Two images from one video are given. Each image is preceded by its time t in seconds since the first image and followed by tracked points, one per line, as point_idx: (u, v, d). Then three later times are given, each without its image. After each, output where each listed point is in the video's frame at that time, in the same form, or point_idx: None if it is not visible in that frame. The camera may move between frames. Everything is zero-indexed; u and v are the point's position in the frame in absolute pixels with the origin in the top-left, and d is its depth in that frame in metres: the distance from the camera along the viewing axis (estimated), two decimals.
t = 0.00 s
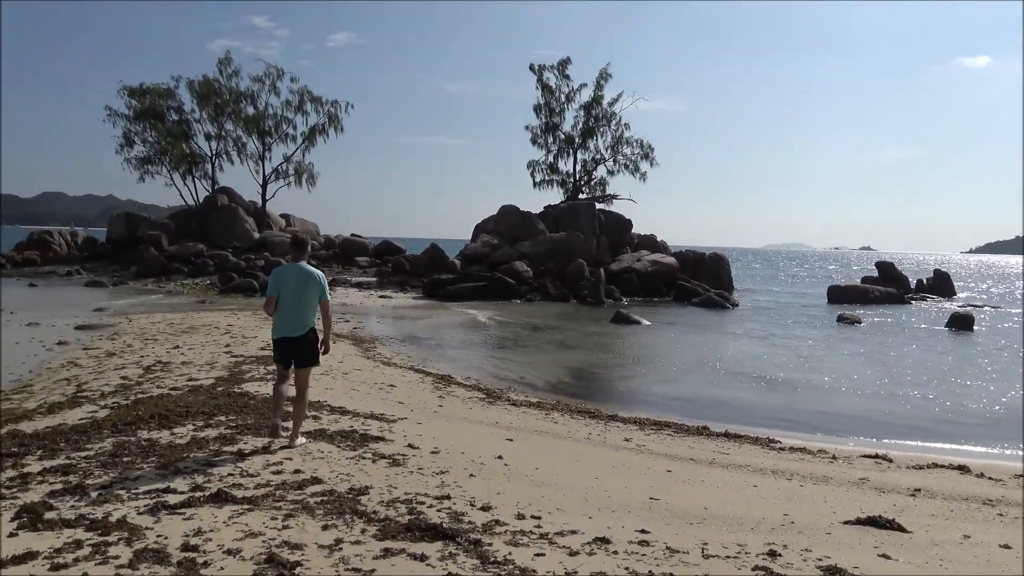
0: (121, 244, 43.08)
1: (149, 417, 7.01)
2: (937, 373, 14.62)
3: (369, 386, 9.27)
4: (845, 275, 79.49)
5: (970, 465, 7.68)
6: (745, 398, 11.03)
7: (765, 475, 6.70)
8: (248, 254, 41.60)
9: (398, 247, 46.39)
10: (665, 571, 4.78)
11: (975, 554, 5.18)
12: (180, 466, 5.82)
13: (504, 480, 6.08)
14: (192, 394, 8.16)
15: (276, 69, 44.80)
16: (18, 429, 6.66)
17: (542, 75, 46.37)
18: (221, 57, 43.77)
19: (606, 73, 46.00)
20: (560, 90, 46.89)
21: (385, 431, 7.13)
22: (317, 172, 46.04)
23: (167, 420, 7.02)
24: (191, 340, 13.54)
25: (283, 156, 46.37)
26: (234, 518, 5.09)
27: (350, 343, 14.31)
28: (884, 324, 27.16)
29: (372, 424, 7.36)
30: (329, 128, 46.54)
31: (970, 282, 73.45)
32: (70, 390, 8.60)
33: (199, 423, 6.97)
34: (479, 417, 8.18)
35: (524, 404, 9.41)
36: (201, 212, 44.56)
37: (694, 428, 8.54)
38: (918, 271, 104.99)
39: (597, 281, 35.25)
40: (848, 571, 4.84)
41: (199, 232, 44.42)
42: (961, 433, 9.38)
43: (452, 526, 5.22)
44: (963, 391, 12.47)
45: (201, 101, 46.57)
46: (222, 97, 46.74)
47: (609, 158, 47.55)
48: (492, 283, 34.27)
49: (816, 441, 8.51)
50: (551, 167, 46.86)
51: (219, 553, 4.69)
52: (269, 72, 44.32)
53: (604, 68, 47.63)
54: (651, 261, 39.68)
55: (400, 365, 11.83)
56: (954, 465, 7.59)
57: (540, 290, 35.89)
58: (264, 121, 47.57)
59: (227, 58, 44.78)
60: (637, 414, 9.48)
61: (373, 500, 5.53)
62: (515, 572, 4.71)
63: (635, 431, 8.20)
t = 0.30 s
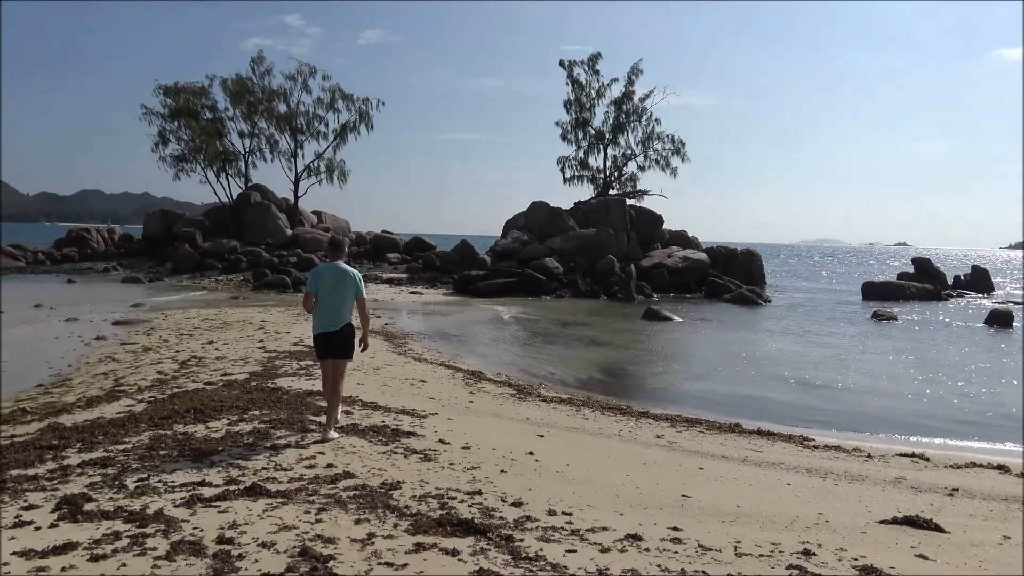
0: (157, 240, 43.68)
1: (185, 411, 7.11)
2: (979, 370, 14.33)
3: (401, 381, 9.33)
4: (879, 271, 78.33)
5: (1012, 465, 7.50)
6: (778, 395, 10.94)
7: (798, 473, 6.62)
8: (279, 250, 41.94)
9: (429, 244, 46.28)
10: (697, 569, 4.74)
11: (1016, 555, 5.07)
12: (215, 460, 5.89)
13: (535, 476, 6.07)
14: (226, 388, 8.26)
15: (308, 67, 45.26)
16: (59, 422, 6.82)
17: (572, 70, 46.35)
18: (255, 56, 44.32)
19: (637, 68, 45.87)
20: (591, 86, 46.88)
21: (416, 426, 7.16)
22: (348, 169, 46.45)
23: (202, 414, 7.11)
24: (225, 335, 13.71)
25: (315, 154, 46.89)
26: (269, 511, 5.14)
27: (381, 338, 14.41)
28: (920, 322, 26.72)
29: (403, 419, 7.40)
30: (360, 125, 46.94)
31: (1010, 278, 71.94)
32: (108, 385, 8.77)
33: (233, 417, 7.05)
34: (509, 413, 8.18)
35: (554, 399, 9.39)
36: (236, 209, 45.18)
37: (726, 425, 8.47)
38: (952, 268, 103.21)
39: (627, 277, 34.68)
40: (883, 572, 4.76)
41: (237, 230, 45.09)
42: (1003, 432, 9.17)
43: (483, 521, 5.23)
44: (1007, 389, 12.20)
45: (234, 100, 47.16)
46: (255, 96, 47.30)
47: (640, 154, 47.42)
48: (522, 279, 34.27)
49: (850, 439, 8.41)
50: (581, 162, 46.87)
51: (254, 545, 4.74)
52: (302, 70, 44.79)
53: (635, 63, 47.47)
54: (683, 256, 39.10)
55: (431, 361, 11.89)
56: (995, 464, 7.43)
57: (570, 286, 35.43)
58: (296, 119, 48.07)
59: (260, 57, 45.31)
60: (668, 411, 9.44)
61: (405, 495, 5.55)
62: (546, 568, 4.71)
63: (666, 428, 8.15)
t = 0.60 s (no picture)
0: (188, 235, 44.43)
1: (215, 403, 7.21)
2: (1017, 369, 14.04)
3: (427, 376, 9.36)
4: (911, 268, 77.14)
5: None
6: (806, 392, 10.84)
7: (827, 471, 6.54)
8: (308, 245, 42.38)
9: (455, 239, 46.62)
10: (726, 567, 4.70)
11: None
12: (244, 452, 5.96)
13: (561, 472, 6.06)
14: (256, 381, 8.36)
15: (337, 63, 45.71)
16: (93, 413, 6.97)
17: (600, 65, 46.23)
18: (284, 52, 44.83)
19: (665, 62, 45.66)
20: (618, 81, 46.74)
21: (443, 421, 7.17)
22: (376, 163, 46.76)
23: (233, 406, 7.20)
24: (254, 328, 13.87)
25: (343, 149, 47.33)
26: (298, 503, 5.19)
27: (408, 332, 14.49)
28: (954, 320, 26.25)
29: (430, 413, 7.42)
30: (388, 120, 47.25)
31: None
32: (140, 376, 8.94)
33: (262, 409, 7.12)
34: (536, 408, 8.17)
35: (581, 395, 9.37)
36: (265, 204, 45.72)
37: (754, 423, 8.40)
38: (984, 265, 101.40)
39: (654, 272, 34.54)
40: (916, 572, 4.69)
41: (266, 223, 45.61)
42: None
43: (510, 516, 5.23)
44: None
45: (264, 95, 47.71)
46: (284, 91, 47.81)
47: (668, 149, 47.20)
48: (549, 274, 34.28)
49: (880, 438, 8.32)
50: (608, 158, 46.79)
51: (284, 537, 4.79)
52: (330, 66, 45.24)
53: (663, 58, 47.25)
54: (710, 252, 38.88)
55: (458, 355, 11.94)
56: None
57: (597, 281, 35.36)
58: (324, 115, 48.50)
59: (289, 53, 45.83)
60: (695, 408, 9.39)
61: (432, 489, 5.57)
62: (574, 564, 4.69)
63: (694, 425, 8.09)
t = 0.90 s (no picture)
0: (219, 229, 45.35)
1: (245, 397, 7.30)
2: None
3: (455, 370, 9.40)
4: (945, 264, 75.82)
5: None
6: (837, 390, 10.74)
7: (858, 470, 6.47)
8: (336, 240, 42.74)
9: (483, 233, 46.75)
10: (756, 565, 4.66)
11: None
12: (274, 445, 6.02)
13: (589, 468, 6.04)
14: (285, 375, 8.45)
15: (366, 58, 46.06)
16: (126, 406, 7.12)
17: (628, 59, 46.07)
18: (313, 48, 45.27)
19: (694, 56, 45.36)
20: (647, 75, 46.51)
21: (470, 416, 7.18)
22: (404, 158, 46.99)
23: (263, 400, 7.29)
24: (283, 322, 14.02)
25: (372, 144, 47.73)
26: (327, 496, 5.23)
27: (436, 327, 14.56)
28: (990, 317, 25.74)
29: (458, 408, 7.44)
30: (416, 115, 47.46)
31: None
32: (172, 369, 9.10)
33: (292, 403, 7.20)
34: (563, 404, 8.16)
35: (609, 391, 9.33)
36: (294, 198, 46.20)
37: (784, 420, 8.32)
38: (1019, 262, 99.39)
39: (682, 268, 34.37)
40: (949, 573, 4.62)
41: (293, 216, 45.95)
42: None
43: (538, 512, 5.23)
44: None
45: (293, 91, 48.17)
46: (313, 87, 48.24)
47: (697, 144, 46.90)
48: (576, 270, 34.26)
49: (912, 436, 8.21)
50: (637, 152, 46.62)
51: (313, 530, 4.83)
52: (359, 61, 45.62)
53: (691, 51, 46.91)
54: (739, 248, 38.52)
55: (485, 350, 11.97)
56: None
57: (624, 276, 35.39)
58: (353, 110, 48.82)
59: (318, 49, 46.26)
60: (723, 405, 9.32)
61: (460, 483, 5.58)
62: (602, 560, 4.67)
63: (723, 422, 8.03)
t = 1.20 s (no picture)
0: (256, 228, 46.10)
1: (283, 392, 7.39)
2: None
3: (489, 367, 9.42)
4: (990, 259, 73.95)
5: None
6: (876, 388, 10.57)
7: (899, 469, 6.36)
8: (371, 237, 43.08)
9: (516, 230, 46.25)
10: (796, 565, 4.60)
11: None
12: (311, 441, 6.10)
13: (624, 465, 6.01)
14: (322, 371, 8.54)
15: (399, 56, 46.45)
16: (168, 400, 7.27)
17: (661, 54, 45.80)
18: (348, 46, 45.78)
19: (727, 49, 44.97)
20: (681, 70, 46.21)
21: (506, 412, 7.18)
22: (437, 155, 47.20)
23: (300, 395, 7.38)
24: (319, 319, 14.17)
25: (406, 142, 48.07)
26: (364, 492, 5.28)
27: (471, 323, 14.59)
28: None
29: (493, 404, 7.45)
30: (449, 112, 47.63)
31: None
32: (211, 365, 9.26)
33: (329, 399, 7.27)
34: (599, 401, 8.12)
35: (644, 388, 9.28)
36: (328, 195, 46.60)
37: (823, 418, 8.21)
38: None
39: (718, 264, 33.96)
40: None
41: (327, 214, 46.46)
42: None
43: (574, 509, 5.23)
44: None
45: (328, 89, 48.68)
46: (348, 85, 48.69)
47: (732, 138, 46.48)
48: (611, 266, 34.05)
49: (956, 435, 8.05)
50: (671, 148, 46.36)
51: (351, 525, 4.88)
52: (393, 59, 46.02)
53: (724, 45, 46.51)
54: (775, 243, 38.06)
55: (520, 347, 11.96)
56: None
57: (659, 273, 35.02)
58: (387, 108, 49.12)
59: (352, 47, 46.75)
60: (761, 402, 9.22)
61: (496, 479, 5.60)
62: (639, 558, 4.65)
63: (760, 420, 7.95)
